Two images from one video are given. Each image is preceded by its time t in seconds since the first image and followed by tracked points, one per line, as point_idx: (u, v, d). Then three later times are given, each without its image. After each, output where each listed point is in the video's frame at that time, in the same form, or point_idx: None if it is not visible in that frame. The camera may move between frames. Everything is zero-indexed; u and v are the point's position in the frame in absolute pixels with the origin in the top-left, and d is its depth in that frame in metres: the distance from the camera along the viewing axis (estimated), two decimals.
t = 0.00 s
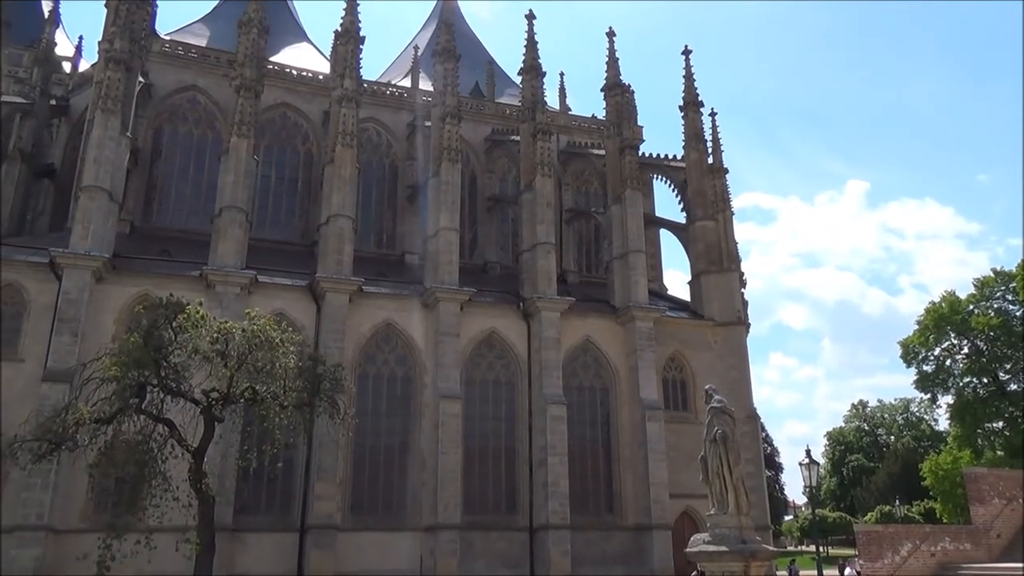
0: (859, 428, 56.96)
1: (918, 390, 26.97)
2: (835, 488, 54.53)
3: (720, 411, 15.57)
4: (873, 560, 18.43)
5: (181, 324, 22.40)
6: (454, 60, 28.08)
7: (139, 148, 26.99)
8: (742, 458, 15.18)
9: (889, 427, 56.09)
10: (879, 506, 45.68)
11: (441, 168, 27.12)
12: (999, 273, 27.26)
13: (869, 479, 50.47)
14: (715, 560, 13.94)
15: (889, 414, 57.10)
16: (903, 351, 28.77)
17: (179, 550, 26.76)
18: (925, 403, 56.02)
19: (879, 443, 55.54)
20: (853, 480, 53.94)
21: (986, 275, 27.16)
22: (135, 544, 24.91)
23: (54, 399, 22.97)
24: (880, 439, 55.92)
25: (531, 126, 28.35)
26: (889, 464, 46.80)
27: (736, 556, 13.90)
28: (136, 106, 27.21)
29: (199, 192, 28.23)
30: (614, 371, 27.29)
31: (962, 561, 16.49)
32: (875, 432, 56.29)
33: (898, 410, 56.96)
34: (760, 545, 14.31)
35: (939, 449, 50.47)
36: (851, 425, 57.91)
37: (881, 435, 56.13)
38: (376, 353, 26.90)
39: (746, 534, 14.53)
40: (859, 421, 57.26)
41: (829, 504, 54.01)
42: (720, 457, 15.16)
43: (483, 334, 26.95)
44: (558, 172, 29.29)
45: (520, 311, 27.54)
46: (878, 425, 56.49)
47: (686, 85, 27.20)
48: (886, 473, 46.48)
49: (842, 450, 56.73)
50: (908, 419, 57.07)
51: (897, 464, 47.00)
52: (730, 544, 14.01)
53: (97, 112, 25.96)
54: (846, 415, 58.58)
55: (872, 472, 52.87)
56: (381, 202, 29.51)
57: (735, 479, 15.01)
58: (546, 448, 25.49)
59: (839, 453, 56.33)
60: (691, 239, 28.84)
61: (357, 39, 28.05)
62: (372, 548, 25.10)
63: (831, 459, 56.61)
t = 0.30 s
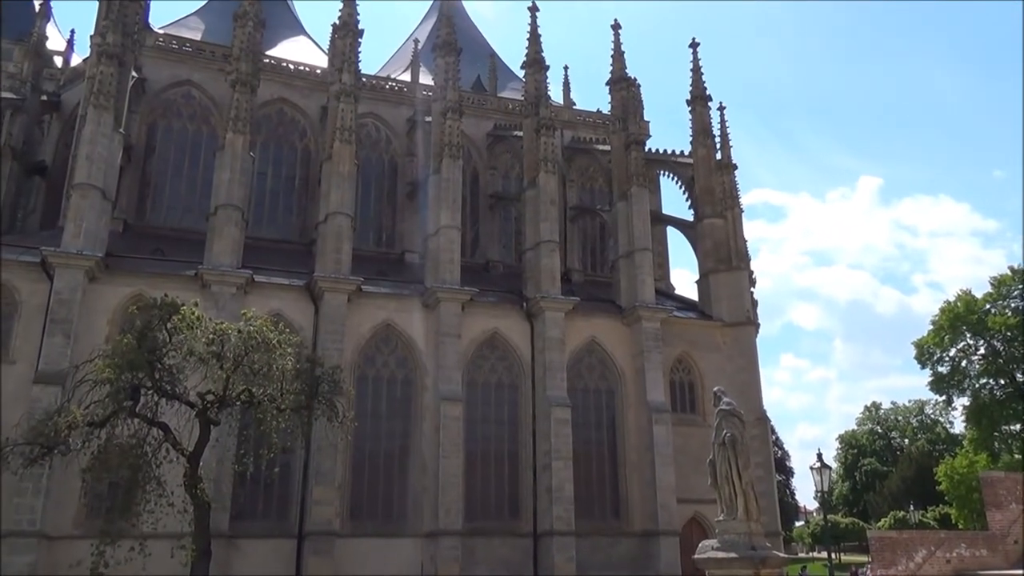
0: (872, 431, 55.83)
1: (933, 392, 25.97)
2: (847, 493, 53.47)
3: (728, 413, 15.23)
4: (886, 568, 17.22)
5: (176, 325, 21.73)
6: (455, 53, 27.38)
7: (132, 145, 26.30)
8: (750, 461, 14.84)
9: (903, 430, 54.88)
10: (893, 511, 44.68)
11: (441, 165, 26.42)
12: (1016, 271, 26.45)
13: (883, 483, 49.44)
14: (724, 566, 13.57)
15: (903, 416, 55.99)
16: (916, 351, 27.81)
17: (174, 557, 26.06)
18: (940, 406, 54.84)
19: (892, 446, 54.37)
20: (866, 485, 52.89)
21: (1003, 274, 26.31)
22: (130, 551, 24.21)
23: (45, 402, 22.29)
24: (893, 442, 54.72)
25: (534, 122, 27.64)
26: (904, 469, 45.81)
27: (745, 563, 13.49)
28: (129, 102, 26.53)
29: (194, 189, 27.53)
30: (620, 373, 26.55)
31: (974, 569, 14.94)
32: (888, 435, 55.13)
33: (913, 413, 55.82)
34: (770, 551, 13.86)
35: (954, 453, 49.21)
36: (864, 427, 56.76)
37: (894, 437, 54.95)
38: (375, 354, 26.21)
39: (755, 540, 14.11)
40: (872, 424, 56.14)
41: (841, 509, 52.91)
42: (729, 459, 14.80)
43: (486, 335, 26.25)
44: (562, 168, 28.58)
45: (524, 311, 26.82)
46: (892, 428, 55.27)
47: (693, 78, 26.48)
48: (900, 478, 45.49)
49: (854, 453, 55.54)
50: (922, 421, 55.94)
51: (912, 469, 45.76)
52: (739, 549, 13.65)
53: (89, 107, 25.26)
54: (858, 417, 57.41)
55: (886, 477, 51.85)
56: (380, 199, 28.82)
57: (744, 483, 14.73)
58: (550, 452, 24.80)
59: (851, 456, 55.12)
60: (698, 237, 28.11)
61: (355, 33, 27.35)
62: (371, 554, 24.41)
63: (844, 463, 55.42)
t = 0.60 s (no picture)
0: (889, 438, 54.20)
1: (952, 398, 25.08)
2: (864, 503, 51.76)
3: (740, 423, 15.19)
4: None
5: (169, 331, 20.94)
6: (456, 50, 26.58)
7: (125, 145, 25.51)
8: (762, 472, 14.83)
9: (922, 438, 53.25)
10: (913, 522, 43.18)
11: (443, 165, 25.61)
12: None
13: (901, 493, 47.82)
14: None
15: (921, 423, 54.21)
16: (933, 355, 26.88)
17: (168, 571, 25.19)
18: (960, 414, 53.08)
19: (910, 455, 52.70)
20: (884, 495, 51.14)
21: None
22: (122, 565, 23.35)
23: (35, 411, 21.48)
24: (912, 450, 53.06)
25: (538, 120, 26.83)
26: (923, 479, 44.39)
27: None
28: (121, 101, 25.73)
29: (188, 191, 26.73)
30: (628, 380, 25.64)
31: None
32: (906, 443, 53.43)
33: (931, 419, 54.04)
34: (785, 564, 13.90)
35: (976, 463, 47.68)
36: (881, 434, 55.10)
37: (912, 446, 53.21)
38: (375, 361, 25.38)
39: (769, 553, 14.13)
40: (889, 431, 54.44)
41: (859, 520, 51.16)
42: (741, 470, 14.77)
43: (489, 341, 25.40)
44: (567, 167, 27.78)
45: (528, 315, 25.96)
46: (910, 435, 53.61)
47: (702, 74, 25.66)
48: (919, 488, 44.08)
49: (872, 462, 53.84)
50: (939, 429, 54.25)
51: (931, 478, 45.01)
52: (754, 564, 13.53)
53: (80, 107, 24.44)
54: (875, 425, 55.80)
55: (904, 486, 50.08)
56: (380, 201, 28.02)
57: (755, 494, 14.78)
58: (556, 462, 23.95)
59: (869, 466, 53.39)
60: (708, 239, 27.26)
61: (354, 29, 26.58)
62: (371, 568, 23.53)
63: (861, 472, 53.67)
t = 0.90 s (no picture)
0: (904, 447, 50.73)
1: (968, 404, 24.33)
2: (878, 514, 48.38)
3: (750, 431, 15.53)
4: None
5: (164, 339, 20.29)
6: (457, 50, 25.99)
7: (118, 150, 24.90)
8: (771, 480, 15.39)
9: (938, 445, 49.73)
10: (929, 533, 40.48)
11: (444, 168, 25.01)
12: None
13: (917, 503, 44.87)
14: None
15: (937, 431, 50.69)
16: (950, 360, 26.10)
17: None
18: (976, 418, 50.16)
19: (927, 464, 49.18)
20: (898, 505, 47.90)
21: None
22: None
23: (26, 422, 20.79)
24: (929, 459, 49.46)
25: (541, 121, 26.23)
26: (941, 487, 41.63)
27: None
28: (114, 104, 25.13)
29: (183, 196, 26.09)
30: (635, 387, 24.89)
31: None
32: (922, 452, 49.97)
33: (948, 427, 50.49)
34: None
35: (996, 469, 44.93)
36: (894, 444, 51.49)
37: (928, 454, 49.82)
38: (375, 368, 24.69)
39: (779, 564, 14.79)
40: (904, 440, 50.92)
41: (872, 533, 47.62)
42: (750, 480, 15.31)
43: (492, 347, 24.71)
44: (570, 169, 27.18)
45: (532, 321, 25.27)
46: (926, 444, 50.09)
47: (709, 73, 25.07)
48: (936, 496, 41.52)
49: (887, 472, 50.14)
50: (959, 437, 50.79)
51: (948, 488, 41.96)
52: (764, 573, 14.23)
53: (72, 111, 23.80)
54: (890, 433, 52.13)
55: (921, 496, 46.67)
56: (379, 205, 27.38)
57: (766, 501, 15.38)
58: (561, 472, 23.27)
59: (884, 475, 49.78)
60: (716, 242, 26.60)
61: (352, 29, 26.01)
62: None
63: (873, 481, 50.51)
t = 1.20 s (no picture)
0: (921, 455, 47.97)
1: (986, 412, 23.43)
2: (893, 526, 46.03)
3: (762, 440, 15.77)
4: None
5: (156, 346, 19.55)
6: (457, 48, 25.31)
7: (109, 151, 24.19)
8: (782, 490, 15.81)
9: (956, 455, 46.84)
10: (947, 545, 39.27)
11: (444, 168, 24.30)
12: None
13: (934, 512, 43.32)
14: None
15: (955, 438, 47.91)
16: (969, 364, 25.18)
17: None
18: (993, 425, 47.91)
19: (944, 474, 46.42)
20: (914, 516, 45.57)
21: None
22: None
23: (14, 432, 20.02)
24: (945, 468, 46.71)
25: (544, 121, 25.54)
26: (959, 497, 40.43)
27: None
28: (105, 104, 24.42)
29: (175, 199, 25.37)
30: (641, 394, 24.11)
31: None
32: (939, 460, 47.12)
33: (964, 434, 47.96)
34: None
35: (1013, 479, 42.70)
36: (910, 451, 48.94)
37: (946, 463, 46.98)
38: (374, 376, 23.94)
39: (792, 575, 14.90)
40: (920, 448, 48.26)
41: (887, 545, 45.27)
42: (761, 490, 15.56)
43: (494, 354, 23.96)
44: (574, 170, 26.49)
45: (535, 327, 24.50)
46: (943, 452, 47.33)
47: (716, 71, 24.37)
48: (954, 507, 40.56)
49: (903, 482, 47.28)
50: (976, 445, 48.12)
51: (966, 498, 40.49)
52: None
53: (61, 112, 23.08)
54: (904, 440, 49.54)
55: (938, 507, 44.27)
56: (378, 208, 26.66)
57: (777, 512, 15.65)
58: (565, 483, 22.51)
59: (897, 484, 47.35)
60: (725, 245, 25.86)
61: (349, 27, 25.34)
62: None
63: (889, 491, 47.49)
